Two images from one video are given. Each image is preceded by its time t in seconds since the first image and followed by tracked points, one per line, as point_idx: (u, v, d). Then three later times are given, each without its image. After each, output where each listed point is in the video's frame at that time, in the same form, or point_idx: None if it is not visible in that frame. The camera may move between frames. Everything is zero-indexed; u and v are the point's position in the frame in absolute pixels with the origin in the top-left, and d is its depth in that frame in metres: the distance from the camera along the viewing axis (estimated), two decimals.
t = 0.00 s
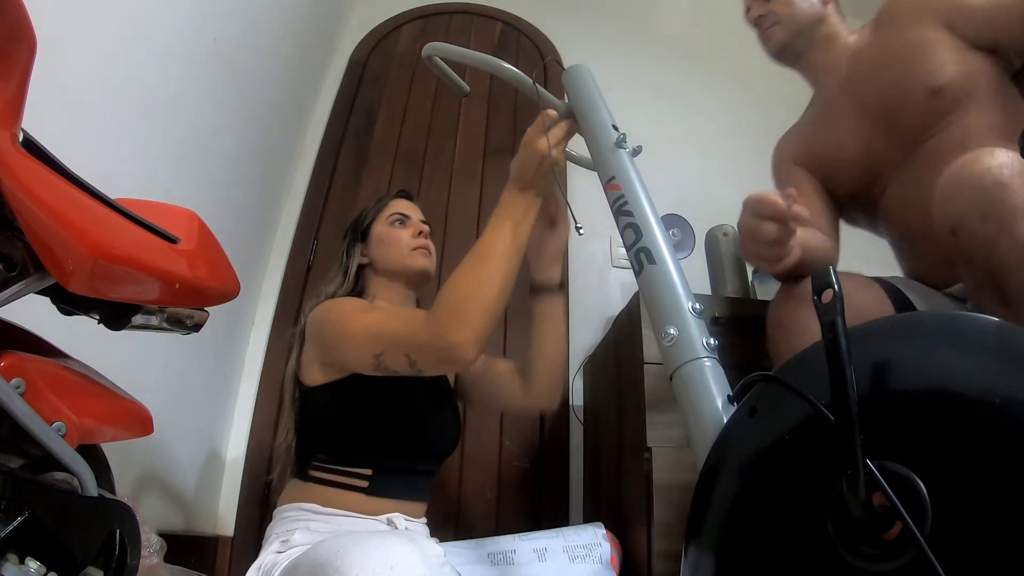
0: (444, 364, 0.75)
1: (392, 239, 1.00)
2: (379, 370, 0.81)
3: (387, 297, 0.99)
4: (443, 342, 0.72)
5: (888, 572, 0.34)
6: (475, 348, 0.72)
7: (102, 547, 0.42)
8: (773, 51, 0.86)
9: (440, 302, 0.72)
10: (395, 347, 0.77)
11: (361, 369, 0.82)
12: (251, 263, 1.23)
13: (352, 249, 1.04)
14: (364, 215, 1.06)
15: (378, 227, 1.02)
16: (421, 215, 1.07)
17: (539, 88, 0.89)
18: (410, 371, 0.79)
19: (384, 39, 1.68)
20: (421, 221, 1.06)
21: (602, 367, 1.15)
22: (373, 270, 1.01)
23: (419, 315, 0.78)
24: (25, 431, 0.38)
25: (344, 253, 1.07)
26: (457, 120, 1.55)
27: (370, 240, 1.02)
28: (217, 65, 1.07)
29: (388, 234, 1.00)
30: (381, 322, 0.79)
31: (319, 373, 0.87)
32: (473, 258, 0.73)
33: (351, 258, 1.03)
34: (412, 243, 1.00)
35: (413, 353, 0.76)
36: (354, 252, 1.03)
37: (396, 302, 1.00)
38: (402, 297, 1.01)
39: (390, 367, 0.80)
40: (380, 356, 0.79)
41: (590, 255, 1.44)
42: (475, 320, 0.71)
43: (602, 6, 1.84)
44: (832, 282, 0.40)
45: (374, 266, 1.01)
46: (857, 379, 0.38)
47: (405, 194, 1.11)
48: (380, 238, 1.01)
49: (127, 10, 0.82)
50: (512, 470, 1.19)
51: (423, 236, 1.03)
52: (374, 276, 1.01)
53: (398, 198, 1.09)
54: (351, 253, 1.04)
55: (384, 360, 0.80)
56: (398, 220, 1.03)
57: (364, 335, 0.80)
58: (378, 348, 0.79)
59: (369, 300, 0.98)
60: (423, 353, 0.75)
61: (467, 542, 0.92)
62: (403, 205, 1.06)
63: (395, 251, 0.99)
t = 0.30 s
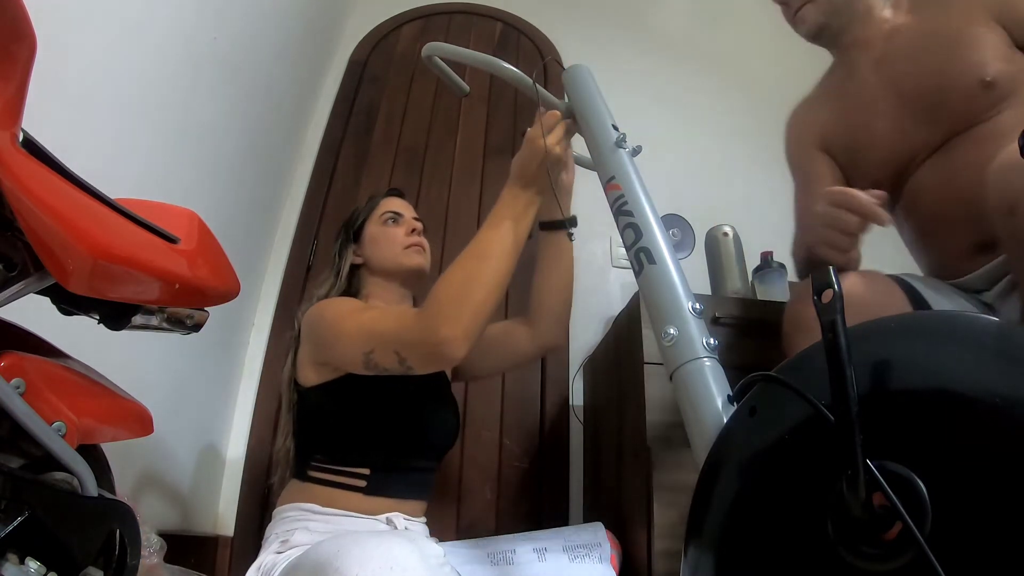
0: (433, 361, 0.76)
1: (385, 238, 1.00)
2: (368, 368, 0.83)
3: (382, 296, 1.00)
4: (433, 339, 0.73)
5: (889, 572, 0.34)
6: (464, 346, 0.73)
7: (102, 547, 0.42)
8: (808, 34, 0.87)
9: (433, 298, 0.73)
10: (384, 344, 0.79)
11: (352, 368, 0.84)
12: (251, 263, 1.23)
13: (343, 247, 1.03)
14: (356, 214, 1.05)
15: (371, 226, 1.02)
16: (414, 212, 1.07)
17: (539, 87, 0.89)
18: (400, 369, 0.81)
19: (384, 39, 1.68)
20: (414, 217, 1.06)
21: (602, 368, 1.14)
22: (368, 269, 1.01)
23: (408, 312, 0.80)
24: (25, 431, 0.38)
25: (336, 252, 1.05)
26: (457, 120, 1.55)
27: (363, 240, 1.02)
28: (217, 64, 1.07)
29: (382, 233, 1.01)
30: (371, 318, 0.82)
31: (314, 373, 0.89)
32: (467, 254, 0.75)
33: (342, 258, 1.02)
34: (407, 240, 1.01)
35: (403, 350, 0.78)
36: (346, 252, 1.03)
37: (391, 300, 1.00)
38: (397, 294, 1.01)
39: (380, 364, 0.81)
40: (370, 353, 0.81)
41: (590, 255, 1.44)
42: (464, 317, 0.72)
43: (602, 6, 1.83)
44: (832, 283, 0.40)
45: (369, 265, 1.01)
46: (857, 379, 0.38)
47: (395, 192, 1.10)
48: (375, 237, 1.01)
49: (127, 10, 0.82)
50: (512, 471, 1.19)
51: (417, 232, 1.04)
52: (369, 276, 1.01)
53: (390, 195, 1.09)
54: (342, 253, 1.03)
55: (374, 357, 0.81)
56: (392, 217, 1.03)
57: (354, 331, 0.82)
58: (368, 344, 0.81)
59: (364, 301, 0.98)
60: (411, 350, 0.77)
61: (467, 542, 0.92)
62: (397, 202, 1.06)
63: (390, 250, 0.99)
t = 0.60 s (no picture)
0: (431, 360, 0.77)
1: (384, 238, 1.00)
2: (367, 367, 0.82)
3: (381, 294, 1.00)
4: (431, 338, 0.73)
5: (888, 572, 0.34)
6: (462, 343, 0.73)
7: (101, 547, 0.42)
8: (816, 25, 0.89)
9: (430, 297, 0.74)
10: (381, 344, 0.79)
11: (350, 368, 0.84)
12: (251, 263, 1.23)
13: (342, 247, 1.04)
14: (353, 214, 1.05)
15: (369, 225, 1.02)
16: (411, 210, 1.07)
17: (539, 87, 0.89)
18: (399, 369, 0.81)
19: (384, 40, 1.68)
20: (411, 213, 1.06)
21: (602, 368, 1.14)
22: (366, 268, 1.02)
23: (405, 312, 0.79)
24: (26, 431, 0.38)
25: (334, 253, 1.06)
26: (457, 120, 1.55)
27: (360, 239, 1.02)
28: (217, 64, 1.07)
29: (380, 231, 1.01)
30: (367, 319, 0.82)
31: (312, 375, 0.89)
32: (468, 252, 0.75)
33: (340, 258, 1.03)
34: (406, 236, 1.01)
35: (400, 348, 0.78)
36: (343, 252, 1.03)
37: (390, 298, 1.00)
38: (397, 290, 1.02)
39: (378, 363, 0.81)
40: (368, 354, 0.81)
41: (590, 255, 1.44)
42: (464, 314, 0.72)
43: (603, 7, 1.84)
44: (832, 283, 0.40)
45: (368, 264, 1.01)
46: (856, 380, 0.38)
47: (391, 189, 1.10)
48: (374, 236, 1.01)
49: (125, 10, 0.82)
50: (512, 471, 1.19)
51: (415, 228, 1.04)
52: (367, 274, 1.02)
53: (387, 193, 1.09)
54: (341, 253, 1.04)
55: (372, 357, 0.81)
56: (390, 215, 1.03)
57: (353, 332, 0.82)
58: (367, 344, 0.80)
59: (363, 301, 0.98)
60: (409, 349, 0.77)
61: (467, 542, 0.91)
62: (392, 199, 1.06)
63: (389, 248, 0.99)
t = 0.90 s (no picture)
0: (429, 359, 0.78)
1: (384, 238, 1.00)
2: (363, 367, 0.83)
3: (382, 295, 1.00)
4: (428, 338, 0.74)
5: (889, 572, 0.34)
6: (458, 344, 0.74)
7: (102, 547, 0.42)
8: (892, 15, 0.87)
9: (428, 295, 0.74)
10: (379, 343, 0.80)
11: (349, 368, 0.84)
12: (251, 263, 1.23)
13: (342, 248, 1.03)
14: (351, 215, 1.05)
15: (368, 225, 1.02)
16: (411, 210, 1.07)
17: (539, 87, 0.89)
18: (396, 367, 0.81)
19: (384, 39, 1.68)
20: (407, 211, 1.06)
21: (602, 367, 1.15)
22: (366, 269, 1.01)
23: (403, 311, 0.80)
24: (26, 431, 0.38)
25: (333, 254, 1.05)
26: (457, 120, 1.55)
27: (360, 240, 1.02)
28: (217, 65, 1.08)
29: (379, 231, 1.01)
30: (364, 319, 0.82)
31: (311, 375, 0.89)
32: (464, 252, 0.74)
33: (339, 258, 1.03)
34: (405, 236, 1.01)
35: (396, 347, 0.78)
36: (343, 253, 1.03)
37: (390, 299, 1.00)
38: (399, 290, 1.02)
39: (375, 363, 0.82)
40: (365, 352, 0.81)
41: (590, 255, 1.44)
42: (459, 316, 0.72)
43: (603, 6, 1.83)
44: (832, 283, 0.40)
45: (368, 264, 1.01)
46: (857, 380, 0.38)
47: (391, 189, 1.10)
48: (374, 237, 1.00)
49: (126, 10, 0.82)
50: (512, 472, 1.19)
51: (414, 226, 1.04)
52: (367, 275, 1.02)
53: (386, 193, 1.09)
54: (340, 254, 1.04)
55: (369, 356, 0.82)
56: (388, 215, 1.03)
57: (351, 333, 0.82)
58: (364, 343, 0.81)
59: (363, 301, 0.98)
60: (406, 348, 0.78)
61: (467, 542, 0.92)
62: (388, 198, 1.06)
63: (389, 248, 0.99)
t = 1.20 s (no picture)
0: (424, 355, 0.78)
1: (384, 238, 1.00)
2: (360, 365, 0.84)
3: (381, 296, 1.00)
4: (422, 334, 0.74)
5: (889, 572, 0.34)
6: (452, 340, 0.73)
7: (101, 548, 0.42)
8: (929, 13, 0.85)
9: (421, 293, 0.74)
10: (373, 341, 0.81)
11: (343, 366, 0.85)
12: (251, 262, 1.23)
13: (342, 248, 1.03)
14: (353, 216, 1.05)
15: (368, 226, 1.02)
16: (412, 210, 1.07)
17: (539, 87, 0.89)
18: (391, 365, 0.82)
19: (384, 39, 1.68)
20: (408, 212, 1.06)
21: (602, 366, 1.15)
22: (367, 269, 1.01)
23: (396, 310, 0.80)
24: (25, 431, 0.38)
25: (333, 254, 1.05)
26: (457, 120, 1.55)
27: (360, 241, 1.02)
28: (218, 65, 1.08)
29: (379, 232, 1.01)
30: (360, 318, 0.83)
31: (311, 375, 0.89)
32: (459, 247, 0.75)
33: (339, 259, 1.03)
34: (405, 236, 1.01)
35: (389, 346, 0.79)
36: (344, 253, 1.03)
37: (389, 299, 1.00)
38: (398, 291, 1.02)
39: (371, 361, 0.82)
40: (361, 351, 0.82)
41: (590, 255, 1.44)
42: (453, 309, 0.72)
43: (602, 6, 1.84)
44: (832, 282, 0.39)
45: (368, 265, 1.01)
46: (857, 380, 0.38)
47: (391, 190, 1.10)
48: (374, 238, 1.01)
49: (127, 10, 0.82)
50: (512, 471, 1.19)
51: (414, 227, 1.04)
52: (367, 275, 1.02)
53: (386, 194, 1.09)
54: (340, 255, 1.03)
55: (364, 355, 0.82)
56: (388, 215, 1.03)
57: (348, 332, 0.83)
58: (359, 342, 0.82)
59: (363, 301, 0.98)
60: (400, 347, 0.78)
61: (467, 542, 0.92)
62: (389, 199, 1.06)
63: (388, 249, 0.99)
